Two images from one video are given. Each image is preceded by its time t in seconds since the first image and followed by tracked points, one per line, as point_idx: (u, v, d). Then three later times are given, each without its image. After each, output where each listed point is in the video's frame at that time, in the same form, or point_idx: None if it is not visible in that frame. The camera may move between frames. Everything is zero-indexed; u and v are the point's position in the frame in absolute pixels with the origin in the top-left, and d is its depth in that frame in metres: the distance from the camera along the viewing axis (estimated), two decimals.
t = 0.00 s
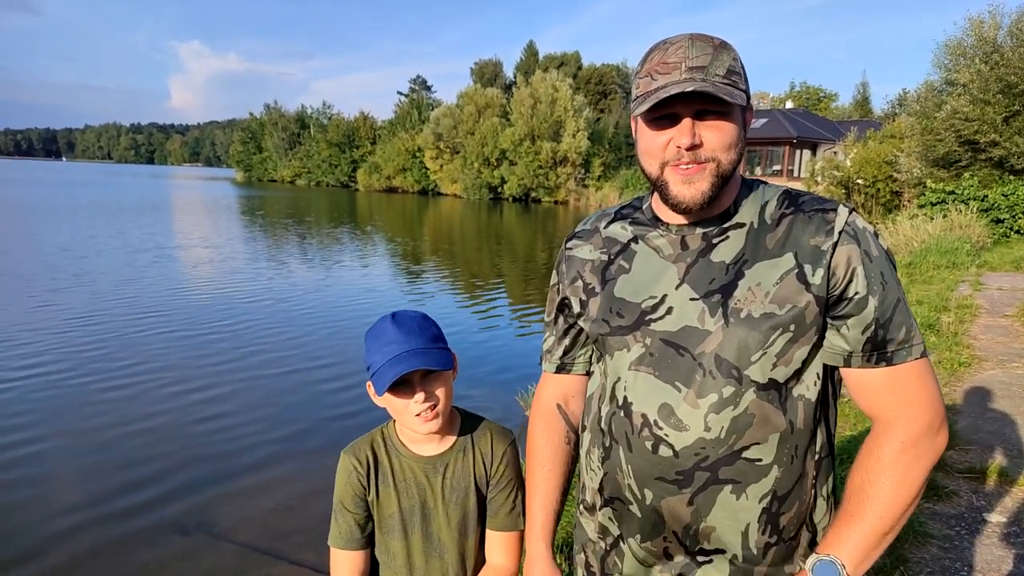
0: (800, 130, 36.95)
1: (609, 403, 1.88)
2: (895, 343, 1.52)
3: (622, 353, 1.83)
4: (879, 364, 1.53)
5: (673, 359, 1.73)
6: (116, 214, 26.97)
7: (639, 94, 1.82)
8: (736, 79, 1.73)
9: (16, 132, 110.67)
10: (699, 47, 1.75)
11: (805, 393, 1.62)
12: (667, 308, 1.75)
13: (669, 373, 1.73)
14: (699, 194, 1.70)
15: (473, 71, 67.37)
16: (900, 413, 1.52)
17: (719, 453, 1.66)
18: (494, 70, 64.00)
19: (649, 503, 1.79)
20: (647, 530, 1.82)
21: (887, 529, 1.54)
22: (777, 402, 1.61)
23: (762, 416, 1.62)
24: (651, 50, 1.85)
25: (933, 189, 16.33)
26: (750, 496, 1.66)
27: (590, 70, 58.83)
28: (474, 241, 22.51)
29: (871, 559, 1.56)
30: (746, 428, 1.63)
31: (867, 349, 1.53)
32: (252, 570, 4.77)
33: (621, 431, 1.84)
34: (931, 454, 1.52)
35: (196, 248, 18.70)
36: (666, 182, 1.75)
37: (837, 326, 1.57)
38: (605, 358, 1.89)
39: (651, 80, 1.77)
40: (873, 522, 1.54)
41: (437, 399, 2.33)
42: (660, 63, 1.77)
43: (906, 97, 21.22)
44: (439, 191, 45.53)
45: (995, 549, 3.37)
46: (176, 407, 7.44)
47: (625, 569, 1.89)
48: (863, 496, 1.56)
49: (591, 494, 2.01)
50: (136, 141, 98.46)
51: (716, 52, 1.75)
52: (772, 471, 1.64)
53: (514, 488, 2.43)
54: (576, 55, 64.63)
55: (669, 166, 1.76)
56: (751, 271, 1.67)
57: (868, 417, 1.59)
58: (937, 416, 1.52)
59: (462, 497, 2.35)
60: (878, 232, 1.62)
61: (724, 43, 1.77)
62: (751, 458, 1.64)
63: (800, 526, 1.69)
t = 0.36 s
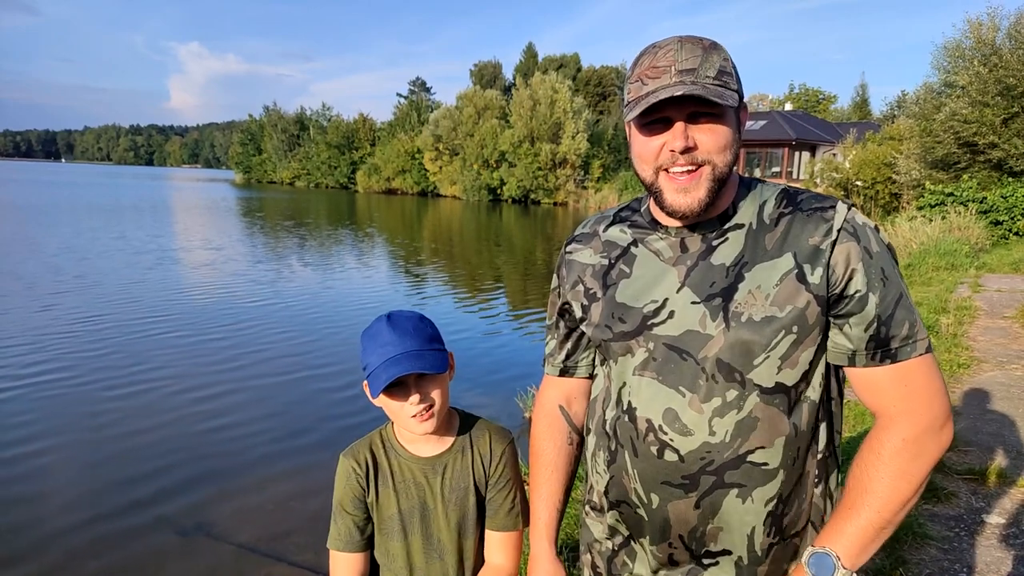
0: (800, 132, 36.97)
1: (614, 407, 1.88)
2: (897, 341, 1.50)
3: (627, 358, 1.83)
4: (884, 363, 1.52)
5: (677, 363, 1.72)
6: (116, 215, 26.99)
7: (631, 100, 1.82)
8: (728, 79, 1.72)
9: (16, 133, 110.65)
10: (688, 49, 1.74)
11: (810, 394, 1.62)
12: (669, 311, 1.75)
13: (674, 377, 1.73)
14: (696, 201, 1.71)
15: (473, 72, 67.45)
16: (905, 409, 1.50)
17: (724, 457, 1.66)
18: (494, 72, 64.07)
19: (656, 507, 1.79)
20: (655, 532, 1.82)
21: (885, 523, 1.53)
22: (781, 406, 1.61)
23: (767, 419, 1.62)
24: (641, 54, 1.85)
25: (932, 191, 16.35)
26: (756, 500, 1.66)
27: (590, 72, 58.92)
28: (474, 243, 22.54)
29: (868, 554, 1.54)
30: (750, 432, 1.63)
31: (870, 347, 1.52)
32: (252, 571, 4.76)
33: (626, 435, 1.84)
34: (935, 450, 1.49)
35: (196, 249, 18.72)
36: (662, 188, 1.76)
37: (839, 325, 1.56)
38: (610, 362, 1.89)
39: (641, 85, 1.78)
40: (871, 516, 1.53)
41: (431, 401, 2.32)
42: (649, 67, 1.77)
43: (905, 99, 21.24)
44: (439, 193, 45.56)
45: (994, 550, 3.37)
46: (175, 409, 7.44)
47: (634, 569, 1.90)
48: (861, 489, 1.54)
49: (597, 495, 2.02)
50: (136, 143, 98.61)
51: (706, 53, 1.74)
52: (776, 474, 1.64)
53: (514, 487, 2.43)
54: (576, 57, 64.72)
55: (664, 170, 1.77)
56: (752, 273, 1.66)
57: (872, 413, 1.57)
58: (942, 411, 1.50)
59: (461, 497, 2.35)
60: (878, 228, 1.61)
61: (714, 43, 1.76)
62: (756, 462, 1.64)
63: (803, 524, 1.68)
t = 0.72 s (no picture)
0: (797, 125, 36.95)
1: (610, 400, 1.88)
2: (890, 344, 1.49)
3: (625, 350, 1.83)
4: (874, 365, 1.50)
5: (675, 358, 1.72)
6: (113, 212, 26.91)
7: (628, 97, 1.83)
8: (722, 73, 1.71)
9: (11, 129, 110.22)
10: (682, 44, 1.74)
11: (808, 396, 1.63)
12: (670, 305, 1.75)
13: (671, 371, 1.73)
14: (693, 196, 1.70)
15: (470, 67, 67.30)
16: (888, 417, 1.49)
17: (717, 453, 1.67)
18: (490, 65, 63.86)
19: (649, 501, 1.80)
20: (647, 525, 1.82)
21: (858, 530, 1.52)
22: (778, 403, 1.61)
23: (762, 416, 1.62)
24: (638, 51, 1.85)
25: (929, 183, 16.38)
26: (745, 497, 1.66)
27: (586, 66, 58.83)
28: (471, 237, 22.52)
29: (836, 560, 1.54)
30: (744, 429, 1.64)
31: (862, 349, 1.51)
32: (252, 568, 4.77)
33: (620, 429, 1.85)
34: (914, 463, 1.48)
35: (193, 245, 18.68)
36: (661, 184, 1.77)
37: (835, 324, 1.56)
38: (607, 354, 1.89)
39: (636, 84, 1.79)
40: (842, 522, 1.52)
41: (426, 397, 2.32)
42: (643, 65, 1.78)
43: (902, 92, 21.26)
44: (436, 187, 45.48)
45: (991, 542, 3.38)
46: (174, 406, 7.44)
47: (626, 564, 1.90)
48: (835, 495, 1.53)
49: (591, 490, 2.03)
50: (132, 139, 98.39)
51: (700, 48, 1.73)
52: (768, 472, 1.64)
53: (511, 482, 2.43)
54: (573, 51, 64.56)
55: (659, 168, 1.77)
56: (753, 269, 1.66)
57: (856, 417, 1.56)
58: (926, 422, 1.49)
59: (459, 492, 2.35)
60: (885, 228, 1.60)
61: (710, 36, 1.75)
62: (748, 459, 1.64)
63: (789, 526, 1.68)
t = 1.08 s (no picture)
0: (795, 125, 37.01)
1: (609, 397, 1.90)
2: (898, 347, 1.45)
3: (619, 347, 1.87)
4: (882, 369, 1.47)
5: (669, 356, 1.75)
6: (112, 210, 26.93)
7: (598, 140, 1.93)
8: (632, 118, 1.70)
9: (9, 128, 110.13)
10: (601, 98, 1.79)
11: (806, 398, 1.61)
12: (667, 304, 1.78)
13: (664, 369, 1.75)
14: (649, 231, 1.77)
15: (469, 66, 67.28)
16: (898, 422, 1.46)
17: (708, 454, 1.68)
18: (490, 65, 63.87)
19: (640, 500, 1.82)
20: (640, 523, 1.84)
21: (870, 541, 1.50)
22: (772, 404, 1.61)
23: (754, 416, 1.62)
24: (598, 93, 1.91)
25: (926, 183, 16.50)
26: (737, 499, 1.67)
27: (585, 65, 58.85)
28: (470, 236, 22.54)
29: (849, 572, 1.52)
30: (736, 430, 1.64)
31: (866, 351, 1.48)
32: (250, 565, 4.77)
33: (616, 426, 1.87)
34: (926, 469, 1.46)
35: (193, 244, 18.70)
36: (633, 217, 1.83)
37: (839, 325, 1.53)
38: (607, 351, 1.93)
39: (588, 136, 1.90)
40: (854, 533, 1.50)
41: (422, 396, 2.32)
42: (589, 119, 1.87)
43: (901, 92, 21.28)
44: (435, 186, 45.52)
45: (989, 540, 3.40)
46: (172, 404, 7.45)
47: (621, 560, 1.92)
48: (846, 506, 1.52)
49: (591, 490, 2.05)
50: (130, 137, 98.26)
51: (615, 96, 1.75)
52: (762, 474, 1.64)
53: (509, 482, 2.45)
54: (572, 50, 64.54)
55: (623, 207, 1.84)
56: (752, 269, 1.66)
57: (865, 423, 1.53)
58: (936, 429, 1.46)
59: (456, 492, 2.36)
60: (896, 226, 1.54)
61: (626, 74, 1.73)
62: (740, 461, 1.65)
63: (789, 530, 1.69)
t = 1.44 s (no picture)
0: (794, 126, 37.04)
1: (603, 401, 1.90)
2: (882, 343, 1.44)
3: (610, 351, 1.88)
4: (864, 366, 1.46)
5: (658, 359, 1.75)
6: (111, 210, 26.90)
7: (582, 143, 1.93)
8: (611, 121, 1.70)
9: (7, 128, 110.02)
10: (582, 102, 1.80)
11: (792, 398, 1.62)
12: (655, 307, 1.78)
13: (652, 373, 1.75)
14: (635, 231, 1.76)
15: (469, 66, 67.28)
16: (879, 423, 1.46)
17: (699, 457, 1.68)
18: (489, 65, 63.85)
19: (633, 503, 1.82)
20: (635, 526, 1.84)
21: (849, 543, 1.50)
22: (760, 406, 1.61)
23: (743, 418, 1.62)
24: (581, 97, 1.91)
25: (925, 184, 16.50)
26: (728, 502, 1.67)
27: (584, 66, 58.86)
28: (470, 236, 22.54)
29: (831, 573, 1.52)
30: (725, 433, 1.64)
31: (849, 348, 1.47)
32: (248, 565, 4.76)
33: (609, 430, 1.87)
34: (906, 470, 1.45)
35: (192, 243, 18.69)
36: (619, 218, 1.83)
37: (821, 323, 1.53)
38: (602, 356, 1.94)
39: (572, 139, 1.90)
40: (833, 534, 1.50)
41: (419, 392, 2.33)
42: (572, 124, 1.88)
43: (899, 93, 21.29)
44: (434, 186, 45.51)
45: (987, 541, 3.40)
46: (171, 405, 7.45)
47: (619, 562, 1.91)
48: (826, 507, 1.52)
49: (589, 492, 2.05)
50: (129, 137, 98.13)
51: (595, 99, 1.75)
52: (753, 477, 1.64)
53: (507, 483, 2.45)
54: (571, 50, 64.55)
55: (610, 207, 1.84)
56: (736, 268, 1.65)
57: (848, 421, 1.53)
58: (918, 426, 1.46)
59: (454, 494, 2.36)
60: (880, 218, 1.53)
61: (604, 78, 1.74)
62: (730, 463, 1.65)
63: (781, 530, 1.69)
